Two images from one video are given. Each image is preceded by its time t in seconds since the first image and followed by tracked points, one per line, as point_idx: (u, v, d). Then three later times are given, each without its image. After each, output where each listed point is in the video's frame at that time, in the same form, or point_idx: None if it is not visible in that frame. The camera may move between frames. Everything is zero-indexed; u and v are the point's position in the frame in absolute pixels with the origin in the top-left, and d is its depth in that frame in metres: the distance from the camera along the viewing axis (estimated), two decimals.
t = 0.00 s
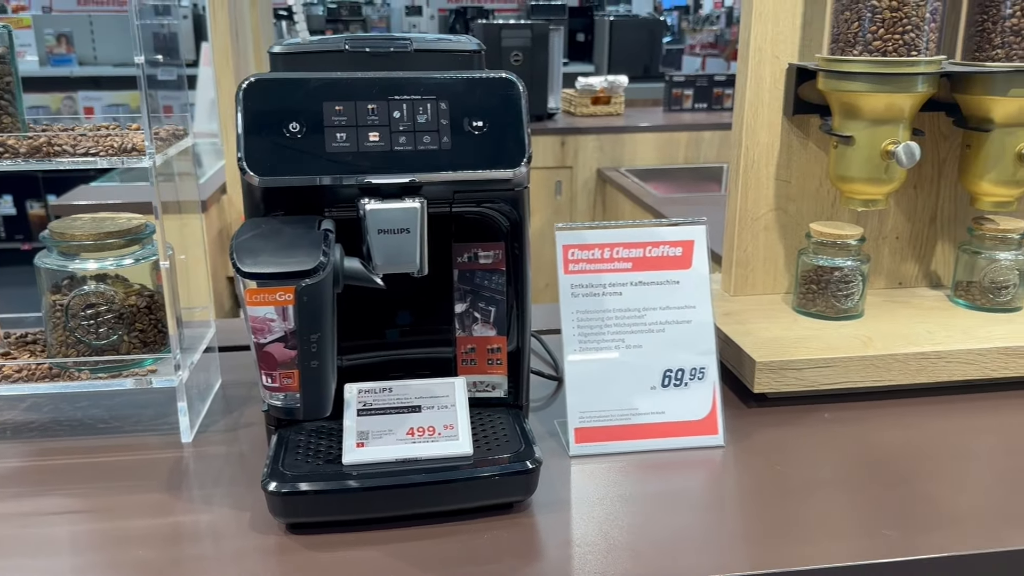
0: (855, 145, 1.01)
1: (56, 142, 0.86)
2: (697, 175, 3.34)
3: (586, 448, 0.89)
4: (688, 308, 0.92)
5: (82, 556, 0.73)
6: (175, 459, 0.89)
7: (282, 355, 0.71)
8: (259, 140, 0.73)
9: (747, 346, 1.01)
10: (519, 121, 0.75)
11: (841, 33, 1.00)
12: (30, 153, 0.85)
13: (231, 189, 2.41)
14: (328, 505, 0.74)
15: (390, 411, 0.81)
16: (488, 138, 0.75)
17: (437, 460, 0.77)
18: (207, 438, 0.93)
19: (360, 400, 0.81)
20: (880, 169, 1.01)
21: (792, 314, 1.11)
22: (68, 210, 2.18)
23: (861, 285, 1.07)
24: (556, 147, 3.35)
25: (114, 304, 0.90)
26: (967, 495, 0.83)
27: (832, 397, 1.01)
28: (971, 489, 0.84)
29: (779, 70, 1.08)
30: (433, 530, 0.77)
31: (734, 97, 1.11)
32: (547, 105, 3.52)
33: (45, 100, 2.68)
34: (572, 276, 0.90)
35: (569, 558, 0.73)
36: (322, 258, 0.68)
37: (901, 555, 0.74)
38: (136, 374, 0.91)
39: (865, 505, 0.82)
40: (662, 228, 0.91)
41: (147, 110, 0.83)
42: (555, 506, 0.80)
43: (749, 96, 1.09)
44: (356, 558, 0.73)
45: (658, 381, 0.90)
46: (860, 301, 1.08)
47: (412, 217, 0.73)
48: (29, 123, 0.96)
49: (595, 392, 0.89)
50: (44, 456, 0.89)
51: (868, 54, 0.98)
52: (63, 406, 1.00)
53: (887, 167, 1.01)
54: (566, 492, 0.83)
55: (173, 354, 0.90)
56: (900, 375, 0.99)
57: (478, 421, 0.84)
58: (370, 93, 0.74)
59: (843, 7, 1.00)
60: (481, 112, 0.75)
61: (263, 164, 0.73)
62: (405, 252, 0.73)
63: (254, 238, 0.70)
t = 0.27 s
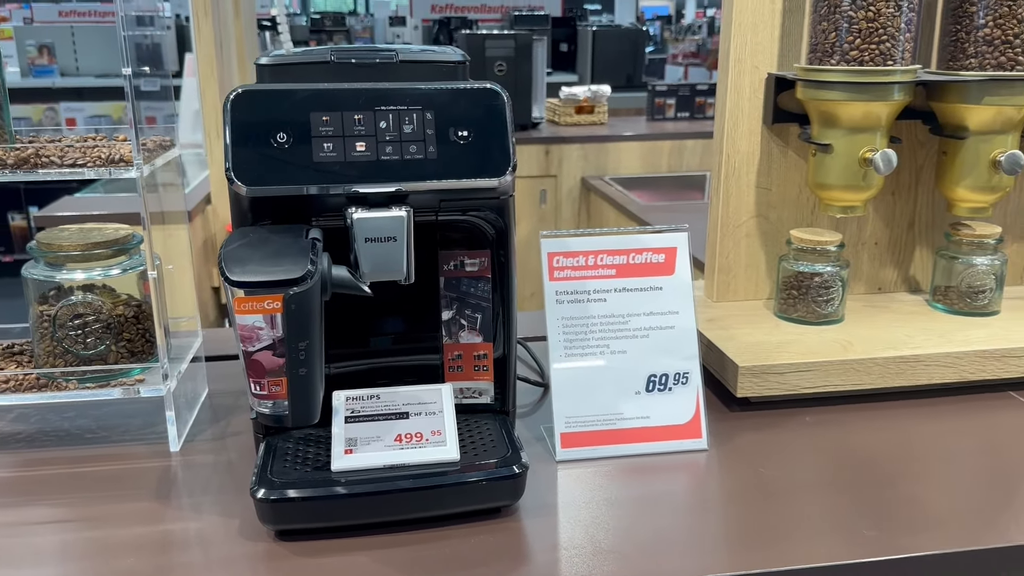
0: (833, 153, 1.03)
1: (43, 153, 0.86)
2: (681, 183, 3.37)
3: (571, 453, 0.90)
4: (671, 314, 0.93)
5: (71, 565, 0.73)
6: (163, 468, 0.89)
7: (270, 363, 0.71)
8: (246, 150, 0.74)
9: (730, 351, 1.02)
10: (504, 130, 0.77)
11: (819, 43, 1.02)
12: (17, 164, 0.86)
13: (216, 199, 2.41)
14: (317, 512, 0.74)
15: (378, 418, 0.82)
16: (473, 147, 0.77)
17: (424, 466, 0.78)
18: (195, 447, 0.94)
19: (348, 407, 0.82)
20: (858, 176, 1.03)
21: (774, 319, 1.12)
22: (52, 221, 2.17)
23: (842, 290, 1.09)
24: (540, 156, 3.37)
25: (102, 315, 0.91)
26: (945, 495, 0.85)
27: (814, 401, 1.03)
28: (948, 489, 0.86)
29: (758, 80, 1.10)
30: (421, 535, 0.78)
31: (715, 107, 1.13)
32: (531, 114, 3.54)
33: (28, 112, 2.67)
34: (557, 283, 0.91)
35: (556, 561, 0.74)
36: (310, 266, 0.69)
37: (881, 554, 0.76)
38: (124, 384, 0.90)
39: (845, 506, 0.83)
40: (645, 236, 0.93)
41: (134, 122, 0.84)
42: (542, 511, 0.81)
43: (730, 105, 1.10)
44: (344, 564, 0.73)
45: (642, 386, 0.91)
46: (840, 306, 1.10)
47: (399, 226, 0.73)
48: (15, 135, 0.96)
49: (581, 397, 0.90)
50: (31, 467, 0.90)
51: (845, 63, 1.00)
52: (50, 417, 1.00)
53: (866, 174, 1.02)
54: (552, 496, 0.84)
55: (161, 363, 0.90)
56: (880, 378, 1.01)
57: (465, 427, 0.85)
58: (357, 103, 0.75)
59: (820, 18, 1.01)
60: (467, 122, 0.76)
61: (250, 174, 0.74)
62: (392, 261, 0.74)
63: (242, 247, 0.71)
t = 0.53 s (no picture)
0: (804, 170, 1.05)
1: (27, 175, 0.87)
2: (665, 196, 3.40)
3: (549, 466, 0.92)
4: (647, 328, 0.95)
5: None
6: (146, 484, 0.90)
7: (249, 380, 0.72)
8: (226, 172, 0.75)
9: (705, 364, 1.04)
10: (479, 151, 0.79)
11: (790, 63, 1.03)
12: None
13: (201, 214, 2.42)
14: (297, 526, 0.76)
15: (357, 433, 0.83)
16: (449, 167, 0.78)
17: (403, 481, 0.79)
18: (177, 463, 0.95)
19: (327, 423, 0.83)
20: (829, 193, 1.05)
21: (749, 332, 1.15)
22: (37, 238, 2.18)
23: (815, 303, 1.11)
24: (525, 170, 3.40)
25: (85, 333, 0.92)
26: (914, 504, 0.87)
27: (788, 413, 1.05)
28: (918, 498, 0.88)
29: (732, 99, 1.12)
30: (399, 549, 0.79)
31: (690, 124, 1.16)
32: (516, 128, 3.57)
33: (13, 128, 2.67)
34: (534, 299, 0.93)
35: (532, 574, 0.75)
36: (288, 285, 0.70)
37: (852, 562, 0.77)
38: (107, 402, 0.92)
39: (816, 515, 0.85)
40: (622, 251, 0.95)
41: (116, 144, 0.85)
42: (519, 523, 0.83)
43: (704, 123, 1.13)
44: None
45: (619, 400, 0.93)
46: (814, 318, 1.12)
47: (376, 244, 0.75)
48: None
49: (558, 411, 0.92)
50: (14, 484, 0.90)
51: (815, 83, 1.01)
52: (33, 435, 1.00)
53: (836, 190, 1.05)
54: (530, 508, 0.85)
55: (143, 381, 0.91)
56: (853, 389, 1.03)
57: (444, 442, 0.87)
58: (335, 125, 0.77)
59: (791, 39, 1.03)
60: (443, 143, 0.78)
61: (230, 195, 0.75)
62: (370, 278, 0.76)
63: (222, 266, 0.72)
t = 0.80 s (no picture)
0: (764, 194, 1.09)
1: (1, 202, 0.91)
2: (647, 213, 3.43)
3: (514, 484, 0.94)
4: (609, 348, 0.98)
5: None
6: (118, 505, 0.92)
7: (215, 404, 0.74)
8: (194, 201, 0.77)
9: (669, 383, 1.07)
10: (441, 179, 0.81)
11: (748, 89, 1.07)
12: None
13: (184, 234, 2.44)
14: (263, 546, 0.77)
15: (323, 454, 0.85)
16: (412, 195, 0.81)
17: (368, 501, 0.81)
18: (150, 484, 0.96)
19: (294, 444, 0.85)
20: (787, 215, 1.08)
21: (714, 351, 1.17)
22: (19, 258, 2.19)
23: (777, 322, 1.14)
24: (507, 188, 3.43)
25: (58, 357, 0.94)
26: (868, 519, 0.90)
27: (750, 430, 1.07)
28: (872, 513, 0.91)
29: (694, 124, 1.16)
30: (365, 568, 0.81)
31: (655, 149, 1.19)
32: (499, 146, 3.61)
33: None
34: (500, 320, 0.96)
35: None
36: (253, 311, 0.72)
37: None
38: (80, 424, 0.94)
39: (775, 531, 0.87)
40: (585, 273, 0.98)
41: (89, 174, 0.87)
42: (482, 542, 0.85)
43: (669, 148, 1.16)
44: None
45: (582, 419, 0.95)
46: (776, 337, 1.15)
47: (340, 269, 0.77)
48: None
49: (523, 431, 0.94)
50: None
51: (772, 109, 1.05)
52: (8, 456, 1.02)
53: (795, 213, 1.08)
54: (493, 527, 0.87)
55: (117, 405, 0.94)
56: (813, 407, 1.06)
57: (410, 462, 0.89)
58: (300, 155, 0.79)
59: (748, 66, 1.06)
60: (406, 171, 0.80)
61: (198, 223, 0.77)
62: (334, 303, 0.78)
63: (189, 293, 0.74)
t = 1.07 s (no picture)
0: (710, 218, 1.12)
1: None
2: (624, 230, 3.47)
3: (462, 502, 0.96)
4: (557, 368, 1.00)
5: None
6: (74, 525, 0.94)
7: (160, 427, 0.77)
8: (143, 229, 0.80)
9: (618, 401, 1.10)
10: (385, 206, 0.84)
11: (692, 117, 1.10)
12: None
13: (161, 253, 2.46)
14: (210, 565, 0.80)
15: (271, 474, 0.87)
16: (356, 223, 0.83)
17: (313, 520, 0.84)
18: (107, 504, 0.98)
19: (243, 465, 0.87)
20: (732, 238, 1.12)
21: (665, 369, 1.20)
22: None
23: (725, 340, 1.18)
24: (487, 205, 3.47)
25: (16, 380, 0.96)
26: (806, 533, 0.92)
27: (698, 447, 1.10)
28: (811, 528, 0.93)
29: (645, 150, 1.20)
30: None
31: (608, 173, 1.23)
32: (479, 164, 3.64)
33: None
34: (449, 342, 0.98)
35: None
36: (197, 335, 0.75)
37: None
38: (38, 446, 0.95)
39: (714, 546, 0.90)
40: (532, 296, 1.01)
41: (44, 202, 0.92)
42: (428, 559, 0.87)
43: (620, 172, 1.20)
44: None
45: (529, 437, 0.98)
46: (724, 355, 1.19)
47: (284, 295, 0.80)
48: None
49: (471, 450, 0.97)
50: None
51: (714, 137, 1.08)
52: None
53: (739, 236, 1.12)
54: (440, 544, 0.90)
55: (74, 425, 0.96)
56: (757, 424, 1.09)
57: (358, 482, 0.91)
58: (246, 185, 0.81)
59: (693, 95, 1.10)
60: (350, 200, 0.83)
61: (147, 251, 0.80)
62: (279, 328, 0.80)
63: (136, 317, 0.77)
